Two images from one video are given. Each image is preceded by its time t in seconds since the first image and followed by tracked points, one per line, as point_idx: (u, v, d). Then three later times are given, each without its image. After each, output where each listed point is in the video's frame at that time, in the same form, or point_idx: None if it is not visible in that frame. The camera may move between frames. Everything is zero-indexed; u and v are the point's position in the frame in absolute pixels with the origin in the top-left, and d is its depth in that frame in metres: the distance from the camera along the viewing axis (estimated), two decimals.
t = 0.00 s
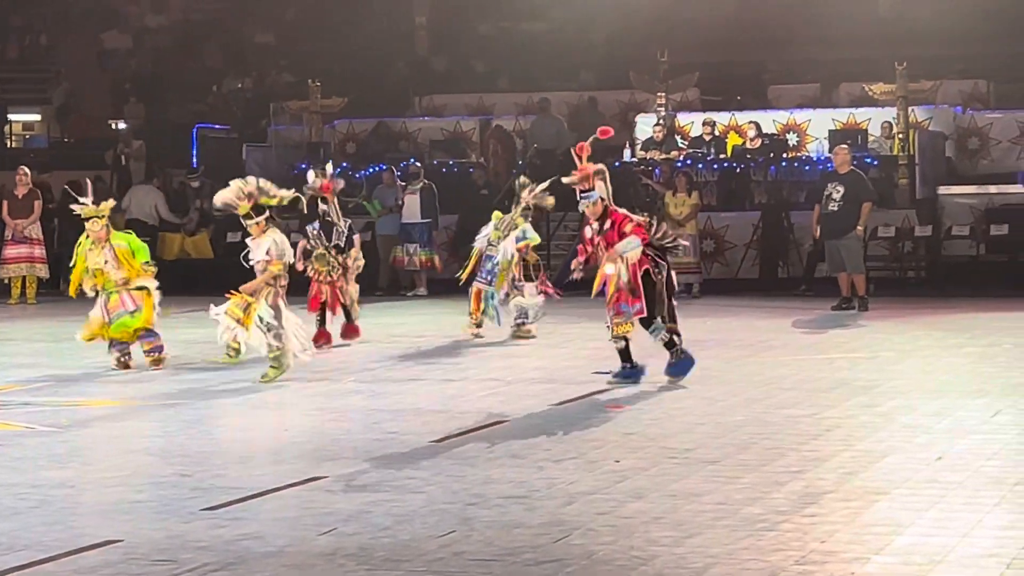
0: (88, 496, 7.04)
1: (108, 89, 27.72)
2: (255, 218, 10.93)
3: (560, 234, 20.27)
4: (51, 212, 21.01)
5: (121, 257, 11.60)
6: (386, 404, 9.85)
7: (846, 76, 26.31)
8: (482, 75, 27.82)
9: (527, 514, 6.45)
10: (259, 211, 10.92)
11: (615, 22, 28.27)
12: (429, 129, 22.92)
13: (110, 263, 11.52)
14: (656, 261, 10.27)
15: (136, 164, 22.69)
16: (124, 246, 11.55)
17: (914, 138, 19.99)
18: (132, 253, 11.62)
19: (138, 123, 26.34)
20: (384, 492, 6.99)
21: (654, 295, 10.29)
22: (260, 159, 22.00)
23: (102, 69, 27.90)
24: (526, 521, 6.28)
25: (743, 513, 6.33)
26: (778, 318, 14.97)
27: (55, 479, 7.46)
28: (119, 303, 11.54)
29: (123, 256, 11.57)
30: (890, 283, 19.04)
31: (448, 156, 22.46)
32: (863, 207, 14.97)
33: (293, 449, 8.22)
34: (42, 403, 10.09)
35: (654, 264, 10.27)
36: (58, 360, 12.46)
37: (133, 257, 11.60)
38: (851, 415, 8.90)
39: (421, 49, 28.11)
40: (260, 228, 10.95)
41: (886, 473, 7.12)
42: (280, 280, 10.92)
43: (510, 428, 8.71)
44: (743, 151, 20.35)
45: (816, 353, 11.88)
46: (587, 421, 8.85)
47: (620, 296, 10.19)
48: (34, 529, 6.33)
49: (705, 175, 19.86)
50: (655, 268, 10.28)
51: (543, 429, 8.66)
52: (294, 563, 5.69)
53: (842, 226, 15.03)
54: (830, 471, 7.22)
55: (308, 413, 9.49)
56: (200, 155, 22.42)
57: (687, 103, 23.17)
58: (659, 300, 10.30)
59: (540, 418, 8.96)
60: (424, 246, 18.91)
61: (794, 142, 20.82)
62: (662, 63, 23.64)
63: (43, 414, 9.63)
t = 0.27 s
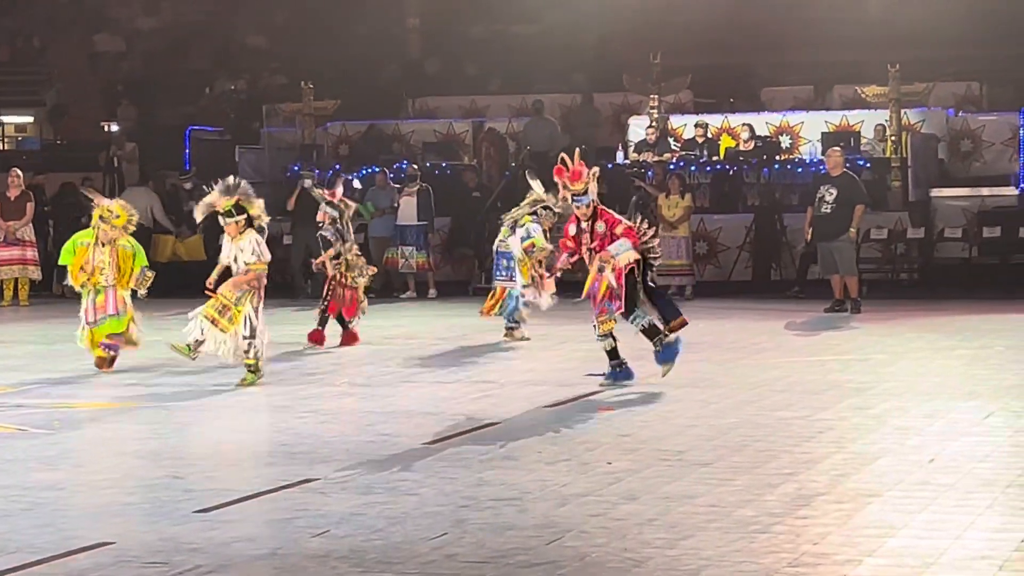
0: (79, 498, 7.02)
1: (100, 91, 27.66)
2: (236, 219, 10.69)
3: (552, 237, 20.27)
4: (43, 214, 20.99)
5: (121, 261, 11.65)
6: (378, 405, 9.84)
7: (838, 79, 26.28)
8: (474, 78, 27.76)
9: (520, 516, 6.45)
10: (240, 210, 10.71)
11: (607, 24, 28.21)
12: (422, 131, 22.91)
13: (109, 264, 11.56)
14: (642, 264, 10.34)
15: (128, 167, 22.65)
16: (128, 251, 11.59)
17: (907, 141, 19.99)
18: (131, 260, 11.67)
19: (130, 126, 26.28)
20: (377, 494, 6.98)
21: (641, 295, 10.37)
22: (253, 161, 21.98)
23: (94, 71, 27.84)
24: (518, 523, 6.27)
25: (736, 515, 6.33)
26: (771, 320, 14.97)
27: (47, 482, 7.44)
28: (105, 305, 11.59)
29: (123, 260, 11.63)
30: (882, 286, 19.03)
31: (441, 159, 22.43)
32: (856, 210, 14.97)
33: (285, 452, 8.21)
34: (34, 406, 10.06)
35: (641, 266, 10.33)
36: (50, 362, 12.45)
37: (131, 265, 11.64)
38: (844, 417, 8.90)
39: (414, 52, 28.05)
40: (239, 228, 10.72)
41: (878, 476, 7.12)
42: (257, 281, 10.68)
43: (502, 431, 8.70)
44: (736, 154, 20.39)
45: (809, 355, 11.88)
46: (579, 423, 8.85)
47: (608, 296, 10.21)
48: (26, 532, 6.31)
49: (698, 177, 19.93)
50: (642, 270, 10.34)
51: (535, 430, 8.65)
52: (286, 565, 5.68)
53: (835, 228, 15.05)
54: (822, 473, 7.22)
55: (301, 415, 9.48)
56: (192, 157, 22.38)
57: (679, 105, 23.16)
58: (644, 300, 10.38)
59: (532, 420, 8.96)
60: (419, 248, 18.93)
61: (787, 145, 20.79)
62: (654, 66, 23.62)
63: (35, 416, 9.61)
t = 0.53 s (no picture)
0: (69, 500, 7.00)
1: (91, 92, 27.64)
2: (214, 240, 10.68)
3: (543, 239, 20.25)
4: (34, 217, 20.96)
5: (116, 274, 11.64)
6: (369, 408, 9.84)
7: (830, 81, 26.26)
8: (466, 80, 27.73)
9: (511, 519, 6.43)
10: (217, 233, 10.71)
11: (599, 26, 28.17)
12: (414, 134, 22.89)
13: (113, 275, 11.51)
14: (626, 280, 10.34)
15: (120, 169, 22.66)
16: (130, 267, 11.62)
17: (898, 143, 20.03)
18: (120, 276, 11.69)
19: (122, 128, 26.23)
20: (368, 497, 6.97)
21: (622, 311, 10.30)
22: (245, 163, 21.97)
23: (85, 73, 27.77)
24: (509, 526, 6.26)
25: (727, 518, 6.32)
26: (762, 323, 14.97)
27: (38, 484, 7.42)
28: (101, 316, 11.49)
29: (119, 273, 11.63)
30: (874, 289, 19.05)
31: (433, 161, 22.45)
32: (848, 213, 14.98)
33: (277, 454, 8.19)
34: (25, 408, 10.03)
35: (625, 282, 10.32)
36: (41, 364, 12.43)
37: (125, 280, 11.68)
38: (835, 420, 8.90)
39: (405, 55, 28.02)
40: (217, 250, 10.69)
41: (869, 478, 7.12)
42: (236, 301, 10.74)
43: (492, 433, 8.69)
44: (727, 156, 20.40)
45: (800, 357, 11.89)
46: (570, 426, 8.84)
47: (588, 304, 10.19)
48: (16, 535, 6.29)
49: (690, 179, 19.93)
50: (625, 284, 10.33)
51: (527, 433, 8.64)
52: (277, 568, 5.65)
53: (826, 231, 15.04)
54: (814, 475, 7.21)
55: (291, 418, 9.45)
56: (184, 159, 22.36)
57: (671, 107, 23.17)
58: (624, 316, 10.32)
59: (523, 422, 8.95)
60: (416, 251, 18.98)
61: (779, 148, 20.80)
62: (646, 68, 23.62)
63: (26, 418, 9.59)
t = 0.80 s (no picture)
0: (60, 503, 6.98)
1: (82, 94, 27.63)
2: (173, 237, 10.43)
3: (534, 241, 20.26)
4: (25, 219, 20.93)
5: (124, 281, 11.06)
6: (360, 410, 9.83)
7: (820, 84, 26.26)
8: (457, 82, 27.72)
9: (501, 522, 6.43)
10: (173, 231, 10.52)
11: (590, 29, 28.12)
12: (405, 136, 22.95)
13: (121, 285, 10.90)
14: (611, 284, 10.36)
15: (112, 171, 22.66)
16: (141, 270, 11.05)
17: (889, 146, 20.09)
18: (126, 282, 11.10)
19: (113, 130, 26.19)
20: (359, 500, 6.96)
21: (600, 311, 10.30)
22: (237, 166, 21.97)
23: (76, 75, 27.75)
24: (500, 529, 6.25)
25: (717, 520, 6.32)
26: (753, 326, 14.98)
27: (29, 487, 7.40)
28: (107, 326, 11.01)
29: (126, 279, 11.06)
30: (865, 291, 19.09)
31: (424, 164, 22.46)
32: (839, 215, 15.00)
33: (268, 456, 8.18)
34: (15, 411, 10.01)
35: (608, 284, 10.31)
36: (32, 366, 12.41)
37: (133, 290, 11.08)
38: (825, 422, 8.90)
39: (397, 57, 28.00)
40: (177, 246, 10.40)
41: (860, 481, 7.13)
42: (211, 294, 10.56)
43: (483, 435, 8.69)
44: (719, 158, 20.43)
45: (791, 360, 11.90)
46: (561, 429, 8.84)
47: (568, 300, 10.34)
48: (6, 537, 6.27)
49: (682, 182, 20.00)
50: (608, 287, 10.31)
51: (517, 436, 8.64)
52: (267, 571, 5.64)
53: (817, 234, 15.05)
54: (804, 478, 7.22)
55: (282, 420, 9.44)
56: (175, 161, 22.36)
57: (662, 110, 23.19)
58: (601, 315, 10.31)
59: (514, 425, 8.95)
60: (414, 254, 18.99)
61: (769, 151, 20.83)
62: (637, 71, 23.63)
63: (17, 420, 9.57)
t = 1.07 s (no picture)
0: (51, 506, 6.96)
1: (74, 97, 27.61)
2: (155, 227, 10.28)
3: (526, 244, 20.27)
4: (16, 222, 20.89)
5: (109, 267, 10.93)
6: (351, 413, 9.82)
7: (811, 86, 26.26)
8: (448, 85, 27.70)
9: (493, 524, 6.42)
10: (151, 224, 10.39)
11: (581, 33, 28.00)
12: (396, 139, 22.98)
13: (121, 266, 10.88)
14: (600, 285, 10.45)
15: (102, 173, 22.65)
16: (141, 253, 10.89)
17: (880, 148, 20.12)
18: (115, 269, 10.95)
19: (105, 133, 26.18)
20: (350, 502, 6.95)
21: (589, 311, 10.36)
22: (228, 168, 21.95)
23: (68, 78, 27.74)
24: (492, 531, 6.25)
25: (709, 523, 6.32)
26: (744, 328, 15.00)
27: (20, 489, 7.38)
28: (104, 315, 10.95)
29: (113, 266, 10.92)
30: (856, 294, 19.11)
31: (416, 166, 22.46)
32: (830, 218, 15.02)
33: (260, 459, 8.17)
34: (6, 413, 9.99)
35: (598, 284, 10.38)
36: (23, 369, 12.38)
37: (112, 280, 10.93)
38: (816, 425, 8.91)
39: (388, 59, 27.98)
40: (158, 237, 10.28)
41: (852, 483, 7.14)
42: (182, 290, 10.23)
43: (475, 438, 8.69)
44: (710, 161, 20.46)
45: (782, 363, 11.92)
46: (553, 431, 8.84)
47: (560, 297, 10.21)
48: None
49: (673, 185, 20.01)
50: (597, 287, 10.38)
51: (510, 438, 8.64)
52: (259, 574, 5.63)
53: (809, 237, 15.07)
54: (796, 481, 7.22)
55: (274, 423, 9.44)
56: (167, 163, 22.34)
57: (653, 112, 23.22)
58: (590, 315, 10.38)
59: (506, 428, 8.94)
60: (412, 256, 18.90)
61: (760, 153, 20.89)
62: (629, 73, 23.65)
63: (8, 423, 9.55)
